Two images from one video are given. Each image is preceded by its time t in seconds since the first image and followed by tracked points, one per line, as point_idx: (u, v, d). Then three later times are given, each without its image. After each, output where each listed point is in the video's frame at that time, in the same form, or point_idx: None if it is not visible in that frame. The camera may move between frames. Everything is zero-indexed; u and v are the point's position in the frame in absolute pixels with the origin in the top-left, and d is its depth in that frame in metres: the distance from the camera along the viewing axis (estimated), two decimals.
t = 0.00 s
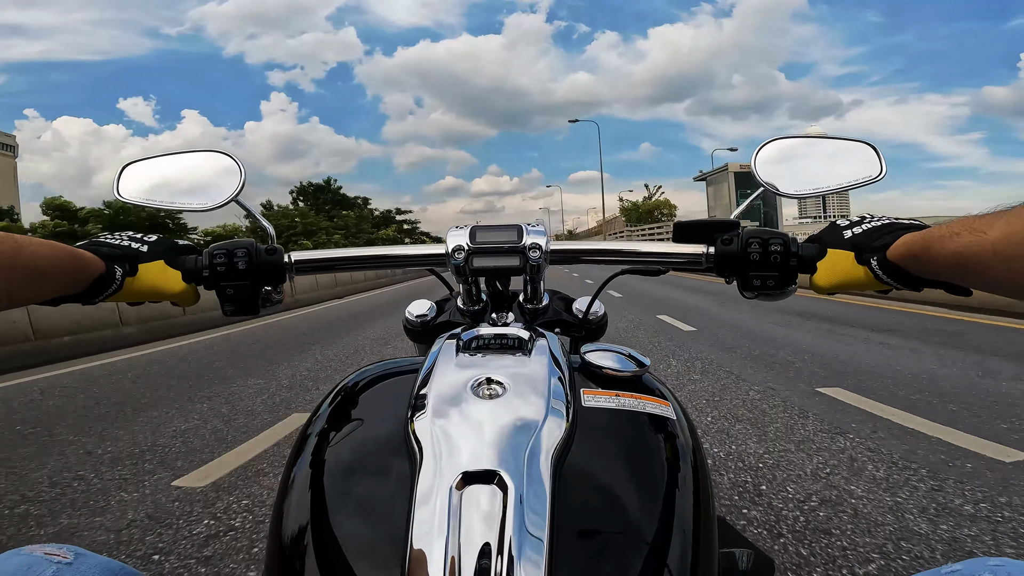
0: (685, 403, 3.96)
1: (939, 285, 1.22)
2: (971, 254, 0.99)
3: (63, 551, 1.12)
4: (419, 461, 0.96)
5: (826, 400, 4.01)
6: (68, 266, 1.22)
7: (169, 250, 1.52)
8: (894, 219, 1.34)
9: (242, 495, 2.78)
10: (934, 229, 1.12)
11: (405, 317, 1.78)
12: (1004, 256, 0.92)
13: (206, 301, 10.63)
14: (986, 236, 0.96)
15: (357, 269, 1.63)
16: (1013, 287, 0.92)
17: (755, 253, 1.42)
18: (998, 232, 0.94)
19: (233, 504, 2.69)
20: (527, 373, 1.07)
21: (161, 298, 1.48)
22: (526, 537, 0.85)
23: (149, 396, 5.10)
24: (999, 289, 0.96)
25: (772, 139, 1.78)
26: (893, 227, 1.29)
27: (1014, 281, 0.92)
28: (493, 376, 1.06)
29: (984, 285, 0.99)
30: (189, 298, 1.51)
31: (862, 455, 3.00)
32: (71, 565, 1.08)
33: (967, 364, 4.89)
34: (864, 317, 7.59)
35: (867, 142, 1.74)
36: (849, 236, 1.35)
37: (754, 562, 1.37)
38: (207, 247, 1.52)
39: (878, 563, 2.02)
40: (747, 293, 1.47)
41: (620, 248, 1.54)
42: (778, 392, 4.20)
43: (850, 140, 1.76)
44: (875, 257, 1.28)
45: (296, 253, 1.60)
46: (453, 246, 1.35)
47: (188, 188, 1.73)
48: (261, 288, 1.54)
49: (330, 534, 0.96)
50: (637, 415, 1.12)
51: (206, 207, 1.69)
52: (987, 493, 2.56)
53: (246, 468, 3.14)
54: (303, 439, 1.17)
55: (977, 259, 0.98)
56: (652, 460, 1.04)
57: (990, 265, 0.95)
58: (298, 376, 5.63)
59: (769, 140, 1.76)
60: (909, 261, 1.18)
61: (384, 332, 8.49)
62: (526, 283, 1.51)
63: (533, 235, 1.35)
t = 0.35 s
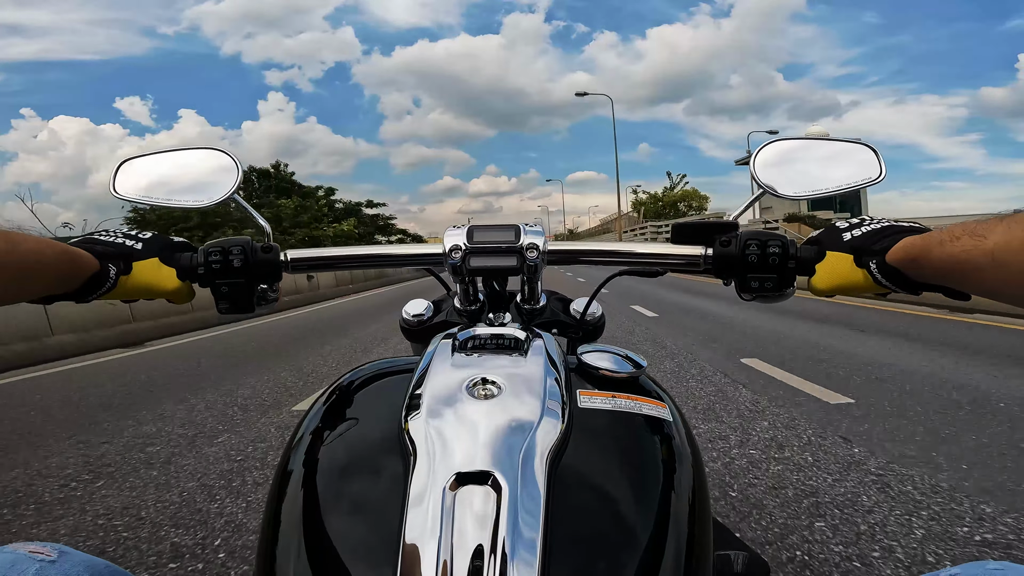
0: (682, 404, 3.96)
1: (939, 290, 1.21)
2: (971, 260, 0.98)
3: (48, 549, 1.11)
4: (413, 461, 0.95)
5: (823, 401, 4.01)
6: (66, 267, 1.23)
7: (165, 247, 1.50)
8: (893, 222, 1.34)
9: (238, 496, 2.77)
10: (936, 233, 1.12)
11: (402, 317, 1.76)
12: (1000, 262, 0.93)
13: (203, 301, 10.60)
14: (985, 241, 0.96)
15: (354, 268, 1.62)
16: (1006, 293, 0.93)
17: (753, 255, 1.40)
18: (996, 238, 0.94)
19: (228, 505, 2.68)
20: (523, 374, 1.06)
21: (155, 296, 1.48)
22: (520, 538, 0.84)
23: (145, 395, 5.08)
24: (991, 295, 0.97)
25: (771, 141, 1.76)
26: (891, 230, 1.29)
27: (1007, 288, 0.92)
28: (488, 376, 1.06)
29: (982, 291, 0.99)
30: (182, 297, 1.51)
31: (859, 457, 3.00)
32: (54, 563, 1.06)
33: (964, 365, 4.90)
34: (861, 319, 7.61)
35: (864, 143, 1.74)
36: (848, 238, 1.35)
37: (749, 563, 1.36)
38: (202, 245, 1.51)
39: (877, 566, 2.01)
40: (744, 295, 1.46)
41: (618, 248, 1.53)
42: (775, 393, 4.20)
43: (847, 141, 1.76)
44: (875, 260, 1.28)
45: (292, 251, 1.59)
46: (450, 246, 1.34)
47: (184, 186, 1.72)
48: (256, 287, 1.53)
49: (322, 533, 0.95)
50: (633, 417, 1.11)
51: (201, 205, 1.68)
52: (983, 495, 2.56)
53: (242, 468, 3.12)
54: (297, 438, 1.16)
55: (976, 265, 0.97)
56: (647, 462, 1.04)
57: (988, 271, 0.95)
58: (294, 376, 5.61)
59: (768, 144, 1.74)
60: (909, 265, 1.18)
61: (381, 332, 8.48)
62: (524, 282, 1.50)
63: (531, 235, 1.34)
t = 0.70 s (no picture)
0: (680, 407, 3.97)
1: (943, 299, 1.22)
2: (973, 267, 1.00)
3: (47, 554, 1.10)
4: (414, 467, 0.95)
5: (822, 406, 4.01)
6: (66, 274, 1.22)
7: (164, 249, 1.49)
8: (897, 228, 1.34)
9: (236, 497, 2.76)
10: (938, 241, 1.13)
11: (402, 320, 1.76)
12: (1003, 269, 0.94)
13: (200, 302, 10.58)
14: (988, 249, 0.97)
15: (355, 272, 1.62)
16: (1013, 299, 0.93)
17: (757, 262, 1.41)
18: (1000, 245, 0.95)
19: (226, 505, 2.67)
20: (524, 380, 1.06)
21: (156, 297, 1.47)
22: (521, 544, 0.84)
23: (142, 395, 5.06)
24: (997, 302, 0.97)
25: (773, 147, 1.79)
26: (895, 238, 1.29)
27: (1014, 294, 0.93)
28: (490, 382, 1.05)
29: (985, 298, 1.00)
30: (183, 299, 1.50)
31: (857, 461, 3.01)
32: (54, 568, 1.06)
33: (962, 369, 4.91)
34: (859, 322, 7.62)
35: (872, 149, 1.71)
36: (853, 246, 1.35)
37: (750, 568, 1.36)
38: (202, 248, 1.50)
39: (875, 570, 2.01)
40: (747, 302, 1.46)
41: (619, 253, 1.53)
42: (774, 398, 4.20)
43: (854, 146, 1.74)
44: (879, 269, 1.28)
45: (293, 255, 1.58)
46: (452, 251, 1.34)
47: (184, 189, 1.71)
48: (256, 290, 1.53)
49: (322, 537, 0.95)
50: (634, 423, 1.11)
51: (201, 207, 1.67)
52: (981, 499, 2.57)
53: (240, 469, 3.11)
54: (297, 442, 1.16)
55: (979, 272, 0.99)
56: (649, 468, 1.03)
57: (991, 278, 0.96)
58: (292, 376, 5.61)
59: (768, 149, 1.77)
60: (912, 272, 1.18)
61: (379, 333, 8.47)
62: (525, 287, 1.50)
63: (533, 240, 1.34)
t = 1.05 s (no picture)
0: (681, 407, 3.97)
1: (951, 298, 1.21)
2: (985, 268, 1.00)
3: (51, 556, 1.09)
4: (420, 467, 0.94)
5: (822, 408, 4.01)
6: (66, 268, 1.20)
7: (168, 247, 1.48)
8: (905, 228, 1.33)
9: (236, 495, 2.75)
10: (947, 240, 1.13)
11: (406, 319, 1.76)
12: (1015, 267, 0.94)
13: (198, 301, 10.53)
14: (998, 247, 0.97)
15: (359, 270, 1.61)
16: None
17: (763, 261, 1.41)
18: (1008, 244, 0.95)
19: (226, 504, 2.66)
20: (531, 379, 1.06)
21: (157, 295, 1.46)
22: (530, 544, 0.83)
23: (141, 393, 5.05)
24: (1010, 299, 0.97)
25: (780, 146, 1.76)
26: (903, 237, 1.28)
27: None
28: (496, 381, 1.05)
29: (998, 296, 0.99)
30: (183, 298, 1.48)
31: (858, 463, 3.01)
32: (58, 570, 1.05)
33: (962, 373, 4.91)
34: (857, 325, 7.63)
35: (875, 148, 1.73)
36: (860, 246, 1.35)
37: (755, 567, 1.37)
38: (206, 246, 1.49)
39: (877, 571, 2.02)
40: (754, 301, 1.46)
41: (624, 251, 1.52)
42: (775, 399, 4.21)
43: (859, 146, 1.75)
44: (887, 268, 1.27)
45: (296, 253, 1.58)
46: (457, 248, 1.33)
47: (189, 187, 1.70)
48: (260, 288, 1.52)
49: (328, 538, 0.94)
50: (641, 423, 1.10)
51: (205, 204, 1.66)
52: (984, 501, 2.57)
53: (240, 467, 3.10)
54: (302, 441, 1.15)
55: (991, 272, 0.98)
56: (656, 468, 1.03)
57: (1004, 277, 0.95)
58: (291, 375, 5.59)
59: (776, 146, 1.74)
60: (923, 272, 1.18)
61: (378, 333, 8.45)
62: (530, 286, 1.49)
63: (538, 239, 1.33)
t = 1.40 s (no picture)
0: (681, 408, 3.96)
1: (958, 291, 1.20)
2: (994, 257, 1.00)
3: (49, 562, 1.09)
4: (425, 469, 0.94)
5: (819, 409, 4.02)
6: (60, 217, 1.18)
7: (169, 245, 1.48)
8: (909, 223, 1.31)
9: (235, 497, 2.74)
10: (953, 234, 1.12)
11: (408, 320, 1.75)
12: None
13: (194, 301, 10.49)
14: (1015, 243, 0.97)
15: (360, 271, 1.60)
16: None
17: (767, 258, 1.41)
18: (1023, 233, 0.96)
19: (224, 505, 2.65)
20: (535, 379, 1.05)
21: (145, 276, 1.40)
22: (536, 544, 0.83)
23: (138, 393, 5.04)
24: None
25: (782, 143, 1.77)
26: (907, 231, 1.27)
27: None
28: (499, 382, 1.04)
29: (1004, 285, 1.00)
30: (174, 290, 1.44)
31: (857, 464, 3.02)
32: None
33: (957, 373, 4.92)
34: (853, 325, 7.65)
35: (879, 144, 1.73)
36: (863, 242, 1.34)
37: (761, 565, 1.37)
38: (206, 247, 1.49)
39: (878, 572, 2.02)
40: (757, 298, 1.46)
41: (627, 250, 1.52)
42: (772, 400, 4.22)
43: (863, 142, 1.75)
44: (891, 264, 1.26)
45: (297, 254, 1.57)
46: (458, 249, 1.33)
47: (190, 189, 1.69)
48: (262, 290, 1.52)
49: (334, 539, 0.94)
50: (645, 422, 1.10)
51: (206, 207, 1.65)
52: (983, 503, 2.57)
53: (239, 469, 3.10)
54: (306, 443, 1.15)
55: (1001, 260, 0.99)
56: (661, 466, 1.03)
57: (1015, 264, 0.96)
58: (288, 375, 5.57)
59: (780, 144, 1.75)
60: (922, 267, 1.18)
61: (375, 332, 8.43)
62: (531, 285, 1.49)
63: (539, 238, 1.33)
